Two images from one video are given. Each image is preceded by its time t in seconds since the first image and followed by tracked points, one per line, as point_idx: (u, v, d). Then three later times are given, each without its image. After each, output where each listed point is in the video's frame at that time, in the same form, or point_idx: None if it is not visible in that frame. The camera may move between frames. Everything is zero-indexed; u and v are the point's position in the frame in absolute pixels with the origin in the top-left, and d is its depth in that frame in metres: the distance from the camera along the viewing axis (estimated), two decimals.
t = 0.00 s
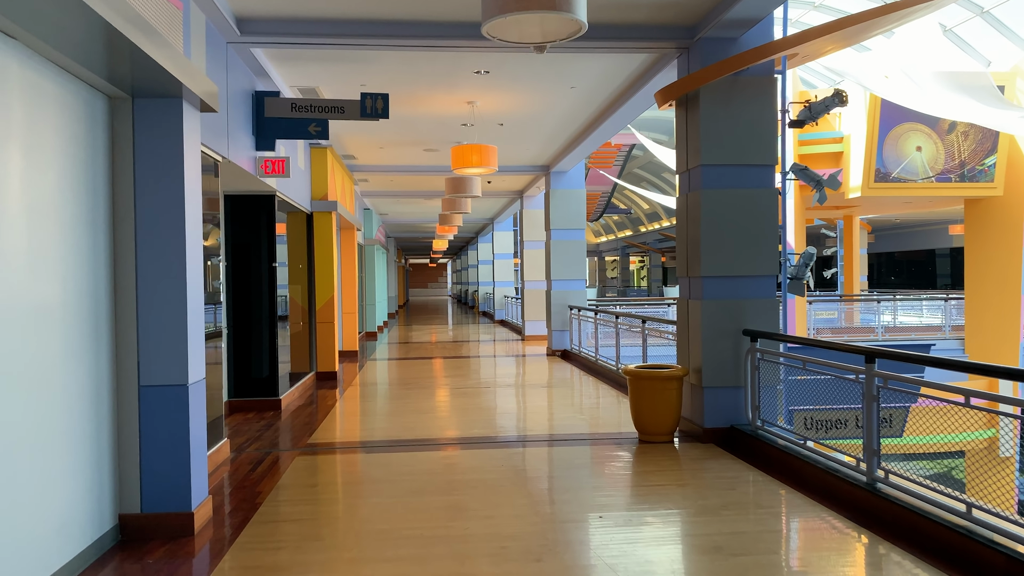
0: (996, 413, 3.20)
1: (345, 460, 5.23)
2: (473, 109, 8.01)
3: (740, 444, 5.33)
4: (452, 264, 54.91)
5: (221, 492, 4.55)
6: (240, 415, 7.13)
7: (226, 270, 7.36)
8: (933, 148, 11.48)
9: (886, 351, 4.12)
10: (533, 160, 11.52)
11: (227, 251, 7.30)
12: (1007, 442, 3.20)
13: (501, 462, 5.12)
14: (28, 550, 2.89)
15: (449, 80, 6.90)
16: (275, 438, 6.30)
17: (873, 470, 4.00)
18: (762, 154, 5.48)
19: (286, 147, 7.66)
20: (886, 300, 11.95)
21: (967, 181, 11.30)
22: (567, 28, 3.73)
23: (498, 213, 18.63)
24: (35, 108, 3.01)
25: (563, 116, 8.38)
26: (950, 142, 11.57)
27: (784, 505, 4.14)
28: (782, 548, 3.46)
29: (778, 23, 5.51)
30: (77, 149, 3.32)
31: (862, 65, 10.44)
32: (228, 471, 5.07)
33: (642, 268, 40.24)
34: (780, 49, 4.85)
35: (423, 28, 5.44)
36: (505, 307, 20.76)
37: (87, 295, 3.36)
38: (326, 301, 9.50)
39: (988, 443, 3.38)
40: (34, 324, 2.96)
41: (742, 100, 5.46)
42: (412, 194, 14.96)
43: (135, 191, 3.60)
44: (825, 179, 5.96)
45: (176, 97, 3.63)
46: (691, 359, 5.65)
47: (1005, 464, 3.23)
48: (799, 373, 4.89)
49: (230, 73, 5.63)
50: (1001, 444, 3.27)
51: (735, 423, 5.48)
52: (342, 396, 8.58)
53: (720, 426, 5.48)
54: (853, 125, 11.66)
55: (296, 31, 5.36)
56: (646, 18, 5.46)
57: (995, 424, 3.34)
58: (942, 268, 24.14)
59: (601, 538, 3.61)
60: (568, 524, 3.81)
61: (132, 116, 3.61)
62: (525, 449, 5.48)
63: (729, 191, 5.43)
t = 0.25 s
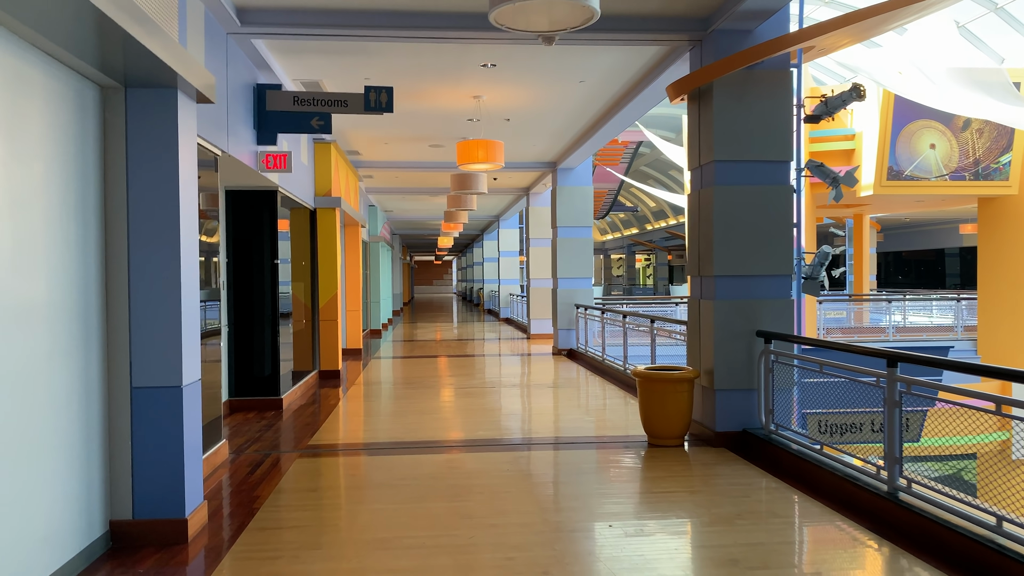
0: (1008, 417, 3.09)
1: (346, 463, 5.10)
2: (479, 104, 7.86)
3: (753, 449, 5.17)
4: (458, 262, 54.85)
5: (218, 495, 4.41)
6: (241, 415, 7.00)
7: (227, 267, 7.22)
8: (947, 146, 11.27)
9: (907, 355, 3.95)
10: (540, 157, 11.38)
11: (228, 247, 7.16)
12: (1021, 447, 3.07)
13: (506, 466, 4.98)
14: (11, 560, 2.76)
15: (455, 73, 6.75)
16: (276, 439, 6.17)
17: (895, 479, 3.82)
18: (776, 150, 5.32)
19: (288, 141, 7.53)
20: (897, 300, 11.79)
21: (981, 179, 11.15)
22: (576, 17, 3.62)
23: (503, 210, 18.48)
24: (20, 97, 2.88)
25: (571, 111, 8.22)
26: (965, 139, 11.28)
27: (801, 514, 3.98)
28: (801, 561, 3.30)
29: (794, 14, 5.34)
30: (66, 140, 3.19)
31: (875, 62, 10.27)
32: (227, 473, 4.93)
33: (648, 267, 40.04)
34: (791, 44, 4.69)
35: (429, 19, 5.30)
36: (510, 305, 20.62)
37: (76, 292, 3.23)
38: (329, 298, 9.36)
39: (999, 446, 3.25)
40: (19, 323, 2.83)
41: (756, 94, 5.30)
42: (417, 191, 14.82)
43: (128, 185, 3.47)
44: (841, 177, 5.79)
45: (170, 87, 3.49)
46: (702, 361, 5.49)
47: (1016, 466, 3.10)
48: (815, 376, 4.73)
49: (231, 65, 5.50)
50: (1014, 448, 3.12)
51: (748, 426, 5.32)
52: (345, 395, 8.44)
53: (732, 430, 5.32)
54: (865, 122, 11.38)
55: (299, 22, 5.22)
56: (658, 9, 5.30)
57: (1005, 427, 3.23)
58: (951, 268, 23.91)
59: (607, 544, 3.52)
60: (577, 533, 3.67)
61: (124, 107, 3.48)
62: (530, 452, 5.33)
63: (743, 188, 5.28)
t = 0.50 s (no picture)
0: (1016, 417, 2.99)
1: (348, 463, 4.96)
2: (485, 96, 7.71)
3: (768, 450, 5.01)
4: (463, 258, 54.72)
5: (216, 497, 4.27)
6: (243, 414, 6.87)
7: (229, 262, 7.08)
8: (962, 140, 11.09)
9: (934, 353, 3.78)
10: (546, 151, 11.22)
11: (229, 243, 7.02)
12: None
13: (514, 466, 4.83)
14: None
15: (461, 64, 6.60)
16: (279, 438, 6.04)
17: (921, 483, 3.65)
18: (793, 141, 5.16)
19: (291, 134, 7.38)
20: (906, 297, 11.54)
21: (997, 175, 11.11)
22: (586, 1, 3.49)
23: (509, 206, 18.33)
24: (5, 80, 2.73)
25: (579, 103, 8.07)
26: (981, 134, 11.17)
27: (822, 518, 3.82)
28: (825, 568, 3.15)
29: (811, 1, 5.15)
30: (54, 127, 3.04)
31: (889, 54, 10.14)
32: (227, 474, 4.80)
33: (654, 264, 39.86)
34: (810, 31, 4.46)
35: (435, 6, 5.14)
36: (516, 302, 20.47)
37: (65, 286, 3.08)
38: (333, 295, 9.23)
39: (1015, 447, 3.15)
40: (4, 318, 2.69)
41: (772, 84, 5.14)
42: (422, 186, 14.67)
43: (120, 175, 3.32)
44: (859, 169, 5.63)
45: (165, 73, 3.34)
46: (716, 359, 5.33)
47: None
48: (835, 375, 4.56)
49: (231, 54, 5.35)
50: None
51: (763, 427, 5.16)
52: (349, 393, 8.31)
53: (747, 430, 5.16)
54: (877, 116, 11.13)
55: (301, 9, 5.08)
56: None
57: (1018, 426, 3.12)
58: (961, 264, 23.66)
59: (615, 548, 3.39)
60: (590, 538, 3.52)
61: (117, 93, 3.33)
62: (538, 453, 5.17)
63: (759, 180, 5.12)
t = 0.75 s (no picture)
0: None
1: (350, 467, 4.79)
2: (490, 89, 7.54)
3: (785, 451, 4.83)
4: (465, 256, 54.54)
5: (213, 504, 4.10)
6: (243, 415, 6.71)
7: (228, 260, 6.91)
8: (975, 132, 10.83)
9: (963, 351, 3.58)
10: (551, 146, 11.05)
11: (228, 240, 6.85)
12: None
13: (522, 470, 4.66)
14: None
15: (465, 54, 6.42)
16: (280, 440, 5.88)
17: (952, 488, 3.47)
18: (809, 132, 4.98)
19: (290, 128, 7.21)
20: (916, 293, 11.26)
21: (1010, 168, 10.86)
22: None
23: (513, 202, 18.16)
24: None
25: (585, 96, 7.89)
26: (994, 126, 10.90)
27: (847, 525, 3.65)
28: None
29: None
30: (37, 117, 2.87)
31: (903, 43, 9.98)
32: (225, 479, 4.63)
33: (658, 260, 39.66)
34: (822, 17, 4.25)
35: None
36: (520, 300, 20.31)
37: (49, 285, 2.91)
38: (335, 293, 9.06)
39: None
40: None
41: (788, 72, 4.95)
42: (425, 183, 14.50)
43: (109, 168, 3.15)
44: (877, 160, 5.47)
45: (155, 60, 3.16)
46: (730, 358, 5.16)
47: None
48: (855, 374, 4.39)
49: (228, 45, 5.18)
50: None
51: (779, 427, 4.99)
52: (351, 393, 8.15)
53: (762, 430, 4.99)
54: (888, 108, 11.04)
55: None
56: None
57: None
58: (968, 259, 23.42)
59: (626, 557, 3.23)
60: (605, 548, 3.35)
61: (104, 81, 3.15)
62: (547, 455, 5.00)
63: (774, 172, 4.94)
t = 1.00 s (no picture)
0: None
1: (350, 473, 4.65)
2: (491, 84, 7.39)
3: (800, 455, 4.68)
4: (467, 254, 54.43)
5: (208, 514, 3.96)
6: (241, 418, 6.57)
7: (226, 261, 6.76)
8: (984, 126, 10.69)
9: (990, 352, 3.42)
10: (554, 142, 10.89)
11: (225, 239, 6.71)
12: None
13: (528, 476, 4.51)
14: None
15: (466, 48, 6.27)
16: (279, 445, 5.73)
17: (979, 496, 3.30)
18: (822, 125, 4.82)
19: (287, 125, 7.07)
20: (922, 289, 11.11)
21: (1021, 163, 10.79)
22: None
23: (515, 200, 18.01)
24: None
25: (589, 91, 7.74)
26: (1004, 120, 10.69)
27: (868, 534, 3.49)
28: None
29: None
30: (17, 112, 2.72)
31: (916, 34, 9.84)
32: (221, 486, 4.49)
33: (661, 258, 39.50)
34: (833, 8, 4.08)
35: None
36: (523, 299, 20.17)
37: (31, 289, 2.77)
38: (335, 292, 8.92)
39: None
40: None
41: (800, 64, 4.80)
42: (426, 181, 14.35)
43: (94, 165, 3.00)
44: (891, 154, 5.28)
45: (141, 51, 3.02)
46: (741, 359, 5.00)
47: None
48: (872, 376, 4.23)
49: (222, 39, 5.03)
50: None
51: (792, 430, 4.83)
52: (352, 394, 8.01)
53: (775, 434, 4.83)
54: (897, 102, 10.74)
55: None
56: None
57: None
58: (974, 255, 23.24)
59: (636, 570, 3.09)
60: (616, 560, 3.20)
61: (88, 74, 3.01)
62: (553, 460, 4.85)
63: (786, 167, 4.79)
